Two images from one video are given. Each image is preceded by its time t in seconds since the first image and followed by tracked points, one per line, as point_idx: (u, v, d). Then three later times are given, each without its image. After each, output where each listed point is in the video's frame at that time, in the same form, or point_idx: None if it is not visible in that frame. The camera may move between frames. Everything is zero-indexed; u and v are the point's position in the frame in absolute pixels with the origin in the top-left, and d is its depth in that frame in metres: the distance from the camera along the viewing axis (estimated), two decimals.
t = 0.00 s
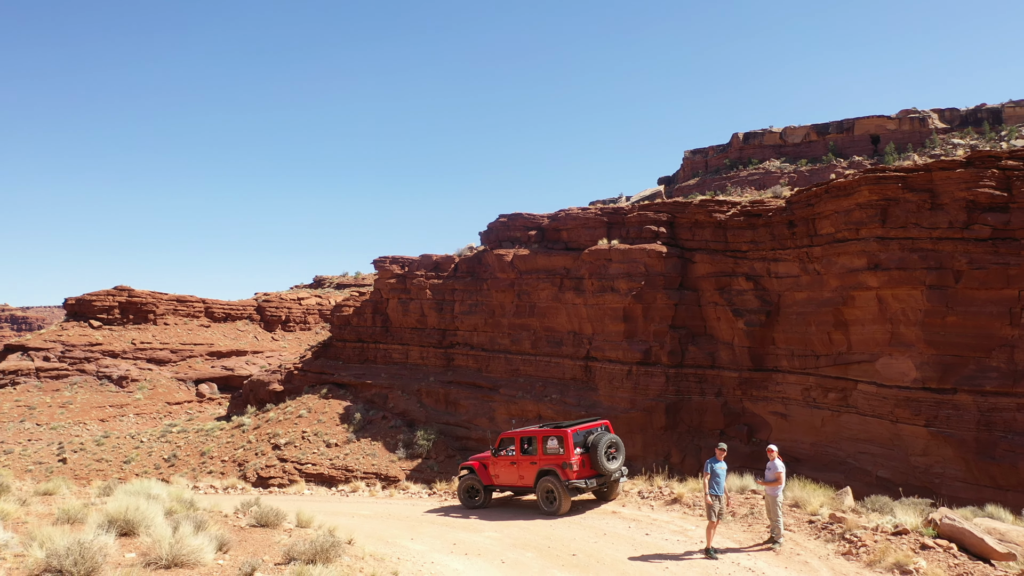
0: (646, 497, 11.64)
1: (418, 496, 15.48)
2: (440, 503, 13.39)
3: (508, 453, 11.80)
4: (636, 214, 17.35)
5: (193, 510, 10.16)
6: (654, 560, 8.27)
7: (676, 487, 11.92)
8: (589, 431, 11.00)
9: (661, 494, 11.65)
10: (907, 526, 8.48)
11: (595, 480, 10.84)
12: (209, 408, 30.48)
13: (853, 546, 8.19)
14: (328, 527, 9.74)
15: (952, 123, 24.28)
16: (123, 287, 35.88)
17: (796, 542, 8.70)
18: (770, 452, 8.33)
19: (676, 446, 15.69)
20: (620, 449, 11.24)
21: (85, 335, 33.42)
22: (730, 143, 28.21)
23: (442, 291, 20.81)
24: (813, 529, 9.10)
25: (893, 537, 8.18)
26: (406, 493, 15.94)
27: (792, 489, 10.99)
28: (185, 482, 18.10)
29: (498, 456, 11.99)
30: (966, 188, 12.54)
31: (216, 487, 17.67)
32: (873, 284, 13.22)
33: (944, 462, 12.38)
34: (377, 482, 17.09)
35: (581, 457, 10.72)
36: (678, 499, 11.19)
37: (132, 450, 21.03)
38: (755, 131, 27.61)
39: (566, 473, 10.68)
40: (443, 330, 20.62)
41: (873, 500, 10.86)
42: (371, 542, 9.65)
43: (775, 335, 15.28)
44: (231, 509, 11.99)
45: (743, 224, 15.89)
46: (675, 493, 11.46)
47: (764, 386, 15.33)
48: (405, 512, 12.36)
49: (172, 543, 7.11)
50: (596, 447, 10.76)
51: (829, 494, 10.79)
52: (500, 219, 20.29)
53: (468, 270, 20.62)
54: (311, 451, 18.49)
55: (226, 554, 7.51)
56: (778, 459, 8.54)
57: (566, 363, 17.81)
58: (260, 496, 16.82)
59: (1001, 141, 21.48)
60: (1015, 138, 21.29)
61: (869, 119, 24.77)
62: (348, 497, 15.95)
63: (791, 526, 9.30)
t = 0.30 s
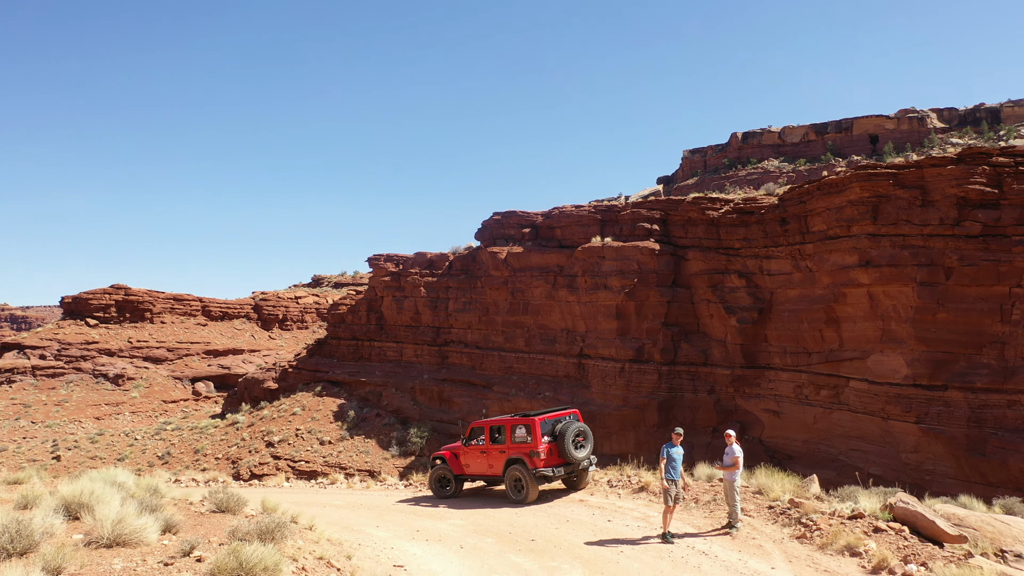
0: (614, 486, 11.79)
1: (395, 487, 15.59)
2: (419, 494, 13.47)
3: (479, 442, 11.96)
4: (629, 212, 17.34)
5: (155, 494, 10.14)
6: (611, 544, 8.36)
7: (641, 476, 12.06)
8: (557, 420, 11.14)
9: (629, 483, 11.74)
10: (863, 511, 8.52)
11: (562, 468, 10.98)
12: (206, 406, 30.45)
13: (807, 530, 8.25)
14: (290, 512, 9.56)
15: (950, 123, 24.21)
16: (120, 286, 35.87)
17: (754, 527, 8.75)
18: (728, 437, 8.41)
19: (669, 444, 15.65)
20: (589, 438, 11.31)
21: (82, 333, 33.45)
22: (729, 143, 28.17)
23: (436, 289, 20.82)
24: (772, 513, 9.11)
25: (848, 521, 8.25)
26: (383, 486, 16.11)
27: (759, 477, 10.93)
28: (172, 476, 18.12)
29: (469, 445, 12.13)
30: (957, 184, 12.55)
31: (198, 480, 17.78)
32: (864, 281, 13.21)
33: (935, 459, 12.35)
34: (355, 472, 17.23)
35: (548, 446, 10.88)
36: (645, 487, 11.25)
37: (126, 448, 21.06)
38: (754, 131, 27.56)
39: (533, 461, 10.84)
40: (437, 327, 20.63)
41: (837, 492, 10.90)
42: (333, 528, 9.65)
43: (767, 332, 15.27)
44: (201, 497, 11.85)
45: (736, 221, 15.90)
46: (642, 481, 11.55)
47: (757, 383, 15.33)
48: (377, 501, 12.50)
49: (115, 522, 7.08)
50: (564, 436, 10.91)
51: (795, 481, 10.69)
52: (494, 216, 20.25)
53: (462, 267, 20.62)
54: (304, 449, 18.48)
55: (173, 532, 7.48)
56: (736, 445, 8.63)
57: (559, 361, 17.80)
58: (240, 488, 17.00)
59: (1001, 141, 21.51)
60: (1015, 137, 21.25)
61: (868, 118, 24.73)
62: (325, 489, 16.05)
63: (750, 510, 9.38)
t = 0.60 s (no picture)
0: (582, 469, 11.93)
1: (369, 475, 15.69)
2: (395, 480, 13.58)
3: (450, 427, 12.18)
4: (623, 208, 17.34)
5: (116, 470, 9.94)
6: (567, 521, 8.42)
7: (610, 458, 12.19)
8: (525, 404, 11.30)
9: (597, 466, 11.85)
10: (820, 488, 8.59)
11: (530, 451, 11.14)
12: (202, 403, 30.45)
13: (762, 506, 8.29)
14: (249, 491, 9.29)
15: (949, 122, 24.13)
16: (116, 283, 35.89)
17: (711, 504, 8.78)
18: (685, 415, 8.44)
19: (662, 440, 15.59)
20: (558, 421, 11.49)
21: (78, 331, 33.47)
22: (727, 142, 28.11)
23: (431, 285, 20.84)
24: (730, 491, 9.11)
25: (802, 496, 8.29)
26: (359, 474, 16.22)
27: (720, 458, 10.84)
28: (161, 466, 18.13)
29: (442, 430, 12.35)
30: (948, 179, 12.53)
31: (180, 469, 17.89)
32: (855, 276, 13.20)
33: (926, 454, 12.33)
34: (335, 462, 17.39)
35: (515, 429, 11.05)
36: (612, 470, 11.31)
37: (120, 444, 21.10)
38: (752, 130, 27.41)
39: (500, 444, 11.03)
40: (431, 324, 20.67)
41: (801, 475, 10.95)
42: (297, 511, 9.53)
43: (760, 328, 15.28)
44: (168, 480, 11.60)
45: (729, 217, 15.89)
46: (608, 464, 11.65)
47: (749, 379, 15.33)
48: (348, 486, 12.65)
49: (59, 492, 6.95)
50: (531, 419, 11.06)
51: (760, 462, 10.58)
52: (488, 213, 20.23)
53: (456, 264, 20.65)
54: (298, 445, 18.43)
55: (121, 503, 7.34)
56: (695, 423, 8.65)
57: (553, 357, 17.80)
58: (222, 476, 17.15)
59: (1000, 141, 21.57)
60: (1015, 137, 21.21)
61: (866, 117, 24.64)
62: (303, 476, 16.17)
63: (708, 487, 9.43)
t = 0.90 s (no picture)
0: (555, 456, 12.02)
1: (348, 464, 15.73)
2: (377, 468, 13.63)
3: (425, 414, 12.23)
4: (617, 205, 17.34)
5: (83, 449, 9.69)
6: (531, 502, 8.44)
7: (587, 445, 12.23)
8: (498, 390, 11.37)
9: (571, 452, 11.90)
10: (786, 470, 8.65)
11: (503, 437, 11.19)
12: (198, 401, 30.44)
13: (723, 486, 8.29)
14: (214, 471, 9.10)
15: (947, 121, 24.11)
16: (113, 281, 35.91)
17: (674, 485, 8.80)
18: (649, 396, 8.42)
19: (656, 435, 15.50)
20: (531, 407, 11.56)
21: (75, 329, 33.51)
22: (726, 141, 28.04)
23: (426, 283, 20.88)
24: (696, 473, 9.10)
25: (764, 477, 8.29)
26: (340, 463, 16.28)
27: (694, 444, 10.80)
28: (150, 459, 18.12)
29: (416, 417, 12.40)
30: (940, 175, 12.55)
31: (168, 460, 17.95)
32: (848, 272, 13.20)
33: (918, 450, 12.26)
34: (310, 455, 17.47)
35: (488, 415, 11.12)
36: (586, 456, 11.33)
37: (115, 441, 21.11)
38: (750, 129, 27.37)
39: (473, 430, 11.09)
40: (426, 321, 20.71)
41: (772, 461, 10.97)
42: (267, 496, 9.42)
43: (753, 325, 15.27)
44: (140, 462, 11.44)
45: (723, 214, 15.89)
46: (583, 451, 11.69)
47: (742, 375, 15.32)
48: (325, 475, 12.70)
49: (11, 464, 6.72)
50: (504, 404, 11.11)
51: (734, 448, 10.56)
52: (483, 209, 20.24)
53: (451, 261, 20.66)
54: (292, 441, 18.39)
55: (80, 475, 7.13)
56: (660, 404, 8.63)
57: (547, 354, 17.80)
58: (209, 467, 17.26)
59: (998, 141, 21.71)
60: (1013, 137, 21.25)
61: (865, 116, 24.59)
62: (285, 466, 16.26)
63: (674, 469, 9.46)
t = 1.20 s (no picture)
0: (544, 453, 12.02)
1: (341, 461, 15.66)
2: (368, 466, 13.64)
3: (414, 411, 12.22)
4: (614, 204, 17.34)
5: (70, 447, 9.67)
6: (514, 499, 8.43)
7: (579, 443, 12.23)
8: (487, 387, 11.37)
9: (562, 450, 11.89)
10: (771, 468, 8.66)
11: (491, 435, 11.19)
12: (197, 400, 30.44)
13: (706, 482, 8.28)
14: (199, 468, 9.06)
15: (947, 121, 24.09)
16: (112, 280, 35.91)
17: (659, 482, 8.79)
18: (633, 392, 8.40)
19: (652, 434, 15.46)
20: (520, 405, 11.55)
21: (74, 328, 33.54)
22: (726, 141, 28.01)
23: (423, 282, 20.90)
24: (681, 471, 9.09)
25: (749, 474, 8.28)
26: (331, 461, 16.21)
27: (682, 442, 10.71)
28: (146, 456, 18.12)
29: (406, 415, 12.42)
30: (936, 174, 12.55)
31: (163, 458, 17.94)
32: (845, 271, 13.19)
33: (915, 449, 12.24)
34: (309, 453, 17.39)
35: (476, 412, 11.14)
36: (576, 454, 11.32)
37: (113, 440, 21.14)
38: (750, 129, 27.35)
39: (461, 427, 11.10)
40: (424, 321, 20.73)
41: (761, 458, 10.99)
42: (254, 493, 9.42)
43: (750, 324, 15.26)
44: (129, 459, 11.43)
45: (720, 213, 15.89)
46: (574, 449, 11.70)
47: (740, 375, 15.29)
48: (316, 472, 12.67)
49: None
50: (492, 402, 11.10)
51: (723, 446, 10.48)
52: (482, 208, 20.24)
53: (449, 260, 20.66)
54: (290, 440, 18.31)
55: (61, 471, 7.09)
56: (644, 401, 8.61)
57: (545, 353, 17.80)
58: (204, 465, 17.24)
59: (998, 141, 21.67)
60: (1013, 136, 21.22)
61: (864, 115, 24.57)
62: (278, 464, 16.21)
63: (659, 466, 9.45)
